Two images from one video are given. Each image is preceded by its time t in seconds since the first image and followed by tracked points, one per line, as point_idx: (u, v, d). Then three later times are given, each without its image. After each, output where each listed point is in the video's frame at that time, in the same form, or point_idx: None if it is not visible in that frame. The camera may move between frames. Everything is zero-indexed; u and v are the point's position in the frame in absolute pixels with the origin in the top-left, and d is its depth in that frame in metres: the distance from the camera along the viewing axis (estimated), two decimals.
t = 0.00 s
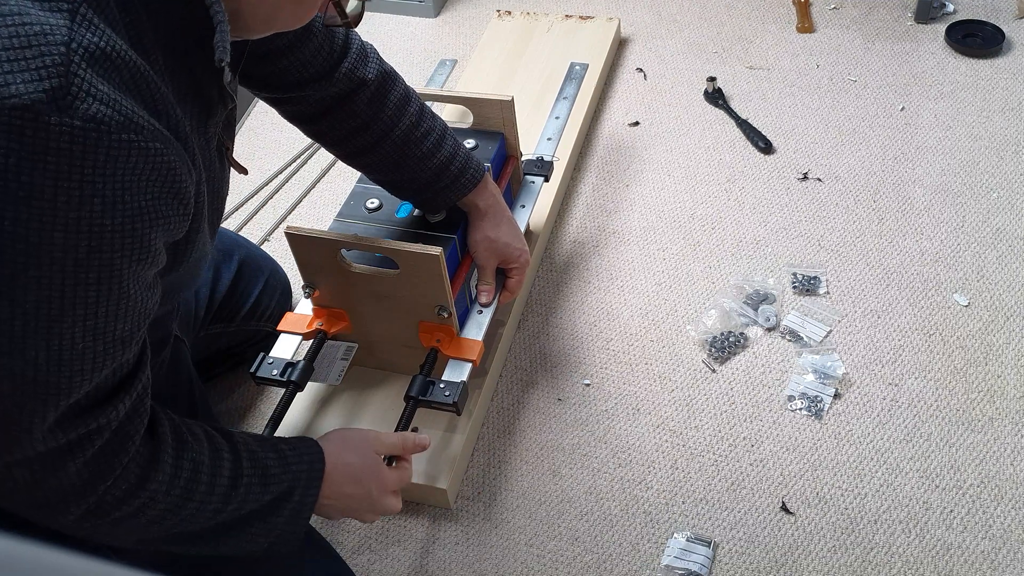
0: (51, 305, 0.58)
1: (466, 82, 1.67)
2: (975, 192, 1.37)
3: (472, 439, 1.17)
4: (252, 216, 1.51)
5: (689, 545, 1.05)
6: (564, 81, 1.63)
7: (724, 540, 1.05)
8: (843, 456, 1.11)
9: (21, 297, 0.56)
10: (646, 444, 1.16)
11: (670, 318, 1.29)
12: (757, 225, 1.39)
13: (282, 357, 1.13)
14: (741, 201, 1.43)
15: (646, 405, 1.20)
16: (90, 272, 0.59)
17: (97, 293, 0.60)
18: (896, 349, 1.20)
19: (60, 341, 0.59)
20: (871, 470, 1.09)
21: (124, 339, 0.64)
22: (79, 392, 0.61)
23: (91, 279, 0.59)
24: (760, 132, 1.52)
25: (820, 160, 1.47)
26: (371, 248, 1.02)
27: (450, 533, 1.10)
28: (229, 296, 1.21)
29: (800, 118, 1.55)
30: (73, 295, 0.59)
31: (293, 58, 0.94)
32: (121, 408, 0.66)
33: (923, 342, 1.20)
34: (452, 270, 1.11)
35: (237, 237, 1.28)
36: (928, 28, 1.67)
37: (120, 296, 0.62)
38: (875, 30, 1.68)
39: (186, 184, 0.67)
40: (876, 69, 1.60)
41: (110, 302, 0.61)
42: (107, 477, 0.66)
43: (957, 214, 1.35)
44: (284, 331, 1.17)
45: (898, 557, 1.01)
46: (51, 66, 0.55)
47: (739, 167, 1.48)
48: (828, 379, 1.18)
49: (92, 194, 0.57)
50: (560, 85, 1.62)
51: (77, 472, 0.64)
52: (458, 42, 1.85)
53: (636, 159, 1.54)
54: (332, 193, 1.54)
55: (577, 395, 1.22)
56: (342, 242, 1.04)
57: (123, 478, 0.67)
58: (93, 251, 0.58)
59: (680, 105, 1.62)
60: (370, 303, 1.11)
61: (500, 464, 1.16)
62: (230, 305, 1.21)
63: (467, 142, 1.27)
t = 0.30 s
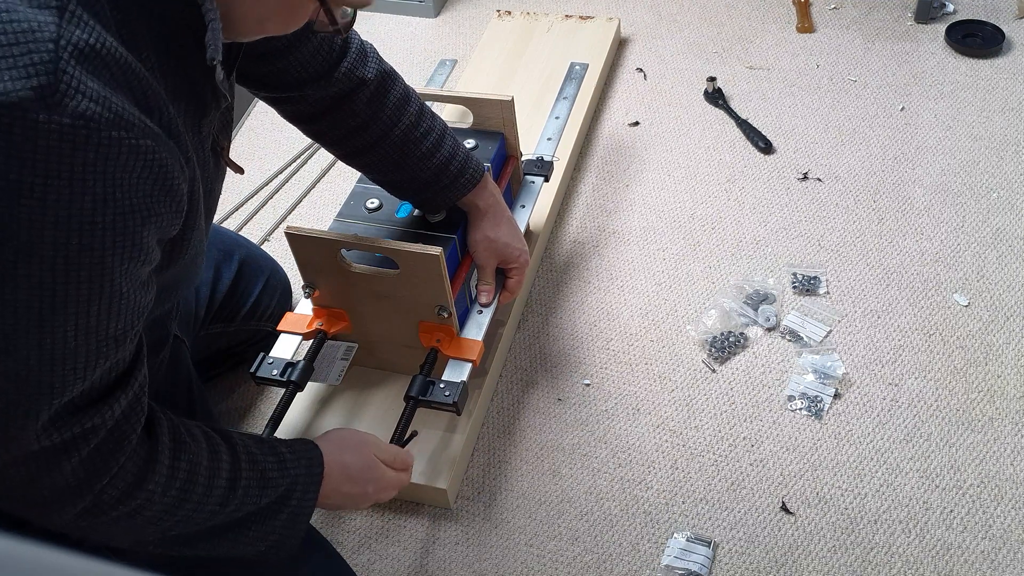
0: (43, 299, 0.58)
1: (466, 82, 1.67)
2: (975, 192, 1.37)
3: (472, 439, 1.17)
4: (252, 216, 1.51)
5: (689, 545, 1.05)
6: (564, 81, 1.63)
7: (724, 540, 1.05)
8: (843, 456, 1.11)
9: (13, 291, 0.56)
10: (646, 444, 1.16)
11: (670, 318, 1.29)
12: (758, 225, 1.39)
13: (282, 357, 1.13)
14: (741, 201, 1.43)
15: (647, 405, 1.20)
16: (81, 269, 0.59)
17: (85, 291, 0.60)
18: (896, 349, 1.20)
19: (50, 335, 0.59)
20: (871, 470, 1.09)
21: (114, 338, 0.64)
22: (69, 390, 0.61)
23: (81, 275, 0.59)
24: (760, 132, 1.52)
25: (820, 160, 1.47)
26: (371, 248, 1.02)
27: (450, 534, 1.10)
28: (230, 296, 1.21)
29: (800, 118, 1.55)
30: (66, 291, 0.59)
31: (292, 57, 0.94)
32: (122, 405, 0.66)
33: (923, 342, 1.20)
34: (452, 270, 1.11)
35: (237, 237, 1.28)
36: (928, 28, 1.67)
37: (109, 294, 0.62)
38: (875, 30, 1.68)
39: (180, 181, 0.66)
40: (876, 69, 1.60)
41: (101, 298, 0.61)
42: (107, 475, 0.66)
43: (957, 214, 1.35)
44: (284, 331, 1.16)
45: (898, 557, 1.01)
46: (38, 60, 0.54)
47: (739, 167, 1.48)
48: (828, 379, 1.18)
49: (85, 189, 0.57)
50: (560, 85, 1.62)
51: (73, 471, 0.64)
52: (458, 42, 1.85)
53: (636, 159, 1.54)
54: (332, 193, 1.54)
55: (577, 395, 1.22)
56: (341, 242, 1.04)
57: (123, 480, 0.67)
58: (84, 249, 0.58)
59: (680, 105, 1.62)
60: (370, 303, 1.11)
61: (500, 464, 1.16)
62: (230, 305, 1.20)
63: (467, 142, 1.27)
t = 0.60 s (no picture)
0: (44, 369, 0.56)
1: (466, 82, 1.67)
2: (975, 192, 1.37)
3: (472, 439, 1.17)
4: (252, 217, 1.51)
5: (689, 545, 1.05)
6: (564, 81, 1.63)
7: (724, 540, 1.05)
8: (843, 456, 1.11)
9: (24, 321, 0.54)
10: (646, 444, 1.16)
11: (670, 318, 1.29)
12: (758, 225, 1.39)
13: (282, 357, 1.13)
14: (741, 201, 1.43)
15: (647, 405, 1.20)
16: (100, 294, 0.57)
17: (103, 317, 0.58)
18: (896, 349, 1.20)
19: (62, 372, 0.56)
20: (871, 470, 1.09)
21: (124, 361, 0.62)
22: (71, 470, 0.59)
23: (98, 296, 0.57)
24: (761, 132, 1.52)
25: (820, 160, 1.47)
26: (371, 248, 1.03)
27: (450, 533, 1.10)
28: (229, 298, 1.21)
29: (800, 118, 1.55)
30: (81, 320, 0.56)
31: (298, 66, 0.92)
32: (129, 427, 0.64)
33: (923, 342, 1.20)
34: (452, 270, 1.11)
35: (238, 238, 1.28)
36: (928, 28, 1.67)
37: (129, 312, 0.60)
38: (875, 30, 1.68)
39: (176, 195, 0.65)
40: (876, 69, 1.60)
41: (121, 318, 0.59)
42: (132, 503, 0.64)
43: (956, 214, 1.35)
44: (284, 331, 1.17)
45: (898, 557, 1.01)
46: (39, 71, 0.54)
47: (739, 167, 1.48)
48: (828, 379, 1.18)
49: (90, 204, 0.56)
50: (560, 85, 1.62)
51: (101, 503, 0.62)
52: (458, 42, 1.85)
53: (636, 159, 1.54)
54: (332, 193, 1.54)
55: (577, 395, 1.22)
56: (341, 243, 1.04)
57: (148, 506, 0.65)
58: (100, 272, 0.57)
59: (681, 105, 1.62)
60: (371, 303, 1.11)
61: (500, 464, 1.16)
62: (230, 308, 1.20)
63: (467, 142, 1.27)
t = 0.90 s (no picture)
0: (91, 424, 0.60)
1: (466, 82, 1.67)
2: (975, 192, 1.37)
3: (472, 440, 1.17)
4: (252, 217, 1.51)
5: (689, 545, 1.05)
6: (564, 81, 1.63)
7: (724, 540, 1.06)
8: (843, 456, 1.11)
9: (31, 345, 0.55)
10: (646, 444, 1.16)
11: (670, 318, 1.29)
12: (758, 225, 1.39)
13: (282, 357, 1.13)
14: (741, 200, 1.43)
15: (647, 405, 1.20)
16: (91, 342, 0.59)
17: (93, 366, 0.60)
18: (896, 349, 1.20)
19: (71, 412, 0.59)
20: (871, 470, 1.09)
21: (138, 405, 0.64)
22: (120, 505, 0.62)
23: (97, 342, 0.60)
24: (761, 132, 1.52)
25: (820, 160, 1.47)
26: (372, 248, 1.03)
27: (449, 534, 1.10)
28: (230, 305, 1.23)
29: (800, 118, 1.55)
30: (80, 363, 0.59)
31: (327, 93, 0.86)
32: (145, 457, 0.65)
33: (923, 342, 1.20)
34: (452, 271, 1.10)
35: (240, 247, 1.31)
36: (928, 28, 1.67)
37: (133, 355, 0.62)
38: (875, 30, 1.68)
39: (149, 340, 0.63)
40: (876, 69, 1.60)
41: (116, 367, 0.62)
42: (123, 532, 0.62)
43: (956, 214, 1.35)
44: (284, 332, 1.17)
45: (898, 557, 1.01)
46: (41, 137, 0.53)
47: (739, 167, 1.48)
48: (828, 379, 1.18)
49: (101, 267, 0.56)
50: (560, 86, 1.62)
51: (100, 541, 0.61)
52: (458, 42, 1.85)
53: (636, 159, 1.54)
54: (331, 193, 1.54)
55: (577, 395, 1.22)
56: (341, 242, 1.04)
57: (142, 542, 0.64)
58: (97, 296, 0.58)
59: (681, 105, 1.62)
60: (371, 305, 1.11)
61: (500, 465, 1.16)
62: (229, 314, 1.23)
63: (466, 143, 1.27)
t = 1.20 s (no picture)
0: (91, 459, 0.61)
1: (466, 82, 1.67)
2: (975, 192, 1.37)
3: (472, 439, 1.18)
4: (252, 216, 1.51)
5: (689, 545, 1.05)
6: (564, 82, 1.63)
7: (724, 540, 1.06)
8: (843, 456, 1.11)
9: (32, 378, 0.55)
10: (646, 444, 1.16)
11: (670, 317, 1.29)
12: (758, 225, 1.39)
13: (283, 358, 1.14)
14: (741, 200, 1.43)
15: (646, 405, 1.20)
16: (74, 412, 0.59)
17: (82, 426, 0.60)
18: (896, 349, 1.20)
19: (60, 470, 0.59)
20: (871, 470, 1.09)
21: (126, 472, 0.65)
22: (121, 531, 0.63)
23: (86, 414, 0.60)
24: (761, 132, 1.52)
25: (820, 160, 1.47)
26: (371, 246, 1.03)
27: (449, 533, 1.11)
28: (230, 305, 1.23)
29: (800, 117, 1.55)
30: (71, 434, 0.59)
31: (330, 122, 0.84)
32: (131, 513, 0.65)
33: (923, 342, 1.20)
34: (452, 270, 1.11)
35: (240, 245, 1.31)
36: (928, 28, 1.67)
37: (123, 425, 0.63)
38: (875, 30, 1.68)
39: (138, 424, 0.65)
40: (876, 69, 1.60)
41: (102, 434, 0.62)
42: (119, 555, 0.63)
43: (957, 214, 1.35)
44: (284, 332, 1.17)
45: (898, 557, 1.01)
46: (14, 235, 0.52)
47: (739, 167, 1.48)
48: (828, 380, 1.18)
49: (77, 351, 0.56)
50: (560, 86, 1.62)
51: None
52: (458, 42, 1.85)
53: (636, 159, 1.54)
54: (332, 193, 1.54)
55: (576, 395, 1.22)
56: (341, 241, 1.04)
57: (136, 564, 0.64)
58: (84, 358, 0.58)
59: (681, 105, 1.62)
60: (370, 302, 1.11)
61: (499, 465, 1.16)
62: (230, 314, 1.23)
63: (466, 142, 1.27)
